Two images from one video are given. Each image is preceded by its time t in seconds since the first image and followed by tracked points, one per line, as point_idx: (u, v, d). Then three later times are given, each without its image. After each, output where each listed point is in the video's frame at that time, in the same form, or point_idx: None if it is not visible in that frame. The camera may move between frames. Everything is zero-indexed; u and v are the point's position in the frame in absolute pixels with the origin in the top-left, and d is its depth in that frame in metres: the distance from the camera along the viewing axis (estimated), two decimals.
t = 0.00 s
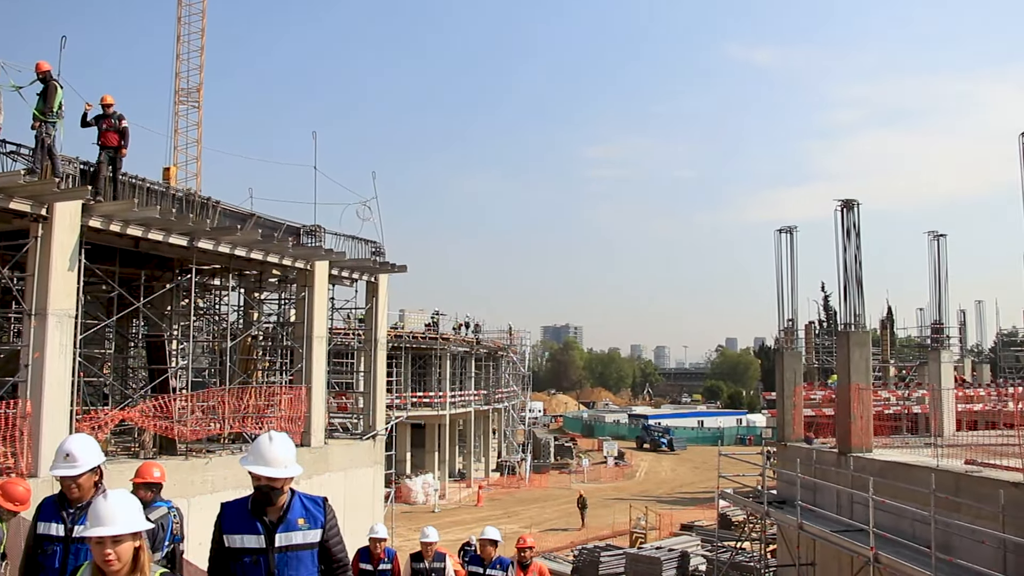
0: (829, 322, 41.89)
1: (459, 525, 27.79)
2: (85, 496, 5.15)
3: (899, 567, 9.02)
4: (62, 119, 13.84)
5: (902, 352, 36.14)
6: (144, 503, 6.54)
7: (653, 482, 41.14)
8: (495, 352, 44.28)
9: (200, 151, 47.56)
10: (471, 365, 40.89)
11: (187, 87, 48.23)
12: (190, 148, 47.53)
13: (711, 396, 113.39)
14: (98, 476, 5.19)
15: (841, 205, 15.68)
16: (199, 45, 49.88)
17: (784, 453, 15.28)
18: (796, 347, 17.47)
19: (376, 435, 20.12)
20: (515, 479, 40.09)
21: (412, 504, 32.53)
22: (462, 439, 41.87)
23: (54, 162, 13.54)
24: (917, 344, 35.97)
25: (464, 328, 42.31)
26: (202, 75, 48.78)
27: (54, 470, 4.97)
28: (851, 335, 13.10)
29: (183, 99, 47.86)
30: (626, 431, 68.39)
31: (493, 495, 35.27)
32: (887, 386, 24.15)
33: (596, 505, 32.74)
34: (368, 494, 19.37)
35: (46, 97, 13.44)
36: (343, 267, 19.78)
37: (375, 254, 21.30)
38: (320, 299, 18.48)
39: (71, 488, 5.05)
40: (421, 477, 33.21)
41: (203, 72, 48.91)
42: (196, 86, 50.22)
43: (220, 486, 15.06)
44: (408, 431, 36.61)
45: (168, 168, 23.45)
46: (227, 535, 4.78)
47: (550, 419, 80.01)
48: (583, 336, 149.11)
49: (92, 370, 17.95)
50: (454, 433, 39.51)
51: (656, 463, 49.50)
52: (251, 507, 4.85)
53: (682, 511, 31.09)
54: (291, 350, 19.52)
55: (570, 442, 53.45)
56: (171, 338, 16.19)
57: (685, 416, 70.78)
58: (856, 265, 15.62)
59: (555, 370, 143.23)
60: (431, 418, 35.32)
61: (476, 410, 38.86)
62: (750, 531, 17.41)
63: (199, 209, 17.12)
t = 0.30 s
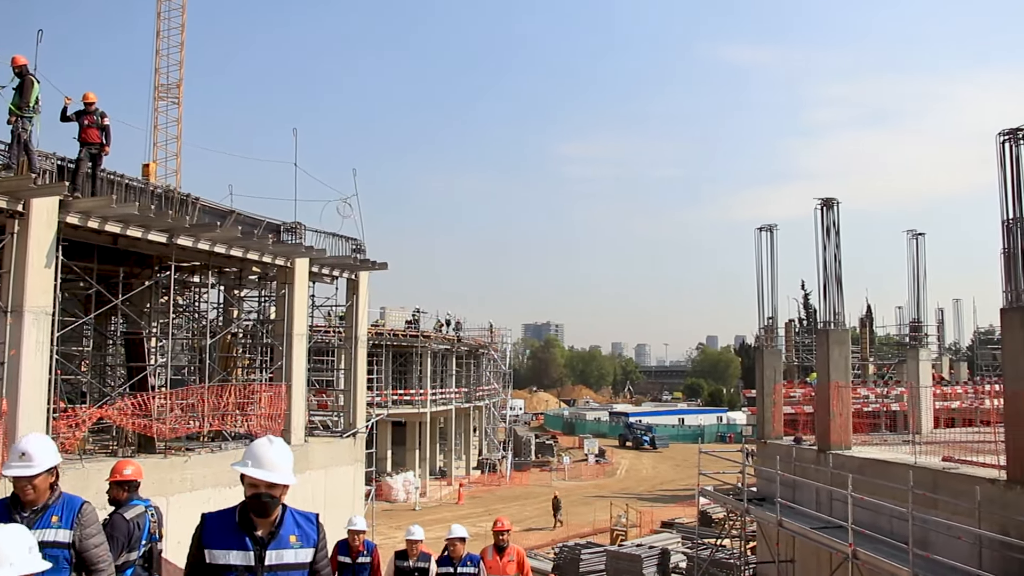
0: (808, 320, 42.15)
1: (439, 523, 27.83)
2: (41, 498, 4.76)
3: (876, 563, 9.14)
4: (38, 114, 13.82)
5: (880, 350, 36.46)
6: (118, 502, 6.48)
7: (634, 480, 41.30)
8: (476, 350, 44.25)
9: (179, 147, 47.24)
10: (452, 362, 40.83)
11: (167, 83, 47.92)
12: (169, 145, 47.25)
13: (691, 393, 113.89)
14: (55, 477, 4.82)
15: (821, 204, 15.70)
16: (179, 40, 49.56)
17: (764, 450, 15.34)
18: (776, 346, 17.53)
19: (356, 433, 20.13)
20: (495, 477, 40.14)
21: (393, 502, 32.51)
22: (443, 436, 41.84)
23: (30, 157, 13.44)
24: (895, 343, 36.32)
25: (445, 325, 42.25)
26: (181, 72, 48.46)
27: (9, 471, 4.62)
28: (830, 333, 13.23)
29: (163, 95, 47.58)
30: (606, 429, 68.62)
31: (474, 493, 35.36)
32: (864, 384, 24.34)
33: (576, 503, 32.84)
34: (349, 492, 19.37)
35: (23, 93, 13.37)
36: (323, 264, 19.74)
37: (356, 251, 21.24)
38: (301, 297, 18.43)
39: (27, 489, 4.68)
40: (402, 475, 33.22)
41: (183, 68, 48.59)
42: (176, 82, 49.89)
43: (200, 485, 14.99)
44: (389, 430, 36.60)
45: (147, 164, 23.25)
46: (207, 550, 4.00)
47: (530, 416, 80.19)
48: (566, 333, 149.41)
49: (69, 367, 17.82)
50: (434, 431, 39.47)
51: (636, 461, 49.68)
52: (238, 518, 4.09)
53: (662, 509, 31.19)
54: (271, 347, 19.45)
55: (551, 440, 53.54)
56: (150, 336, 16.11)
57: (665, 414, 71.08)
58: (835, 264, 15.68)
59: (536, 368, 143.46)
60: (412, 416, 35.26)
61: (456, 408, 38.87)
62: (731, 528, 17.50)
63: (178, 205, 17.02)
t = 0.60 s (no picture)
0: (789, 319, 42.36)
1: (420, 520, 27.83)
2: None
3: (855, 560, 9.19)
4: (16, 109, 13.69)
5: (861, 348, 36.71)
6: (93, 499, 6.41)
7: (616, 478, 41.43)
8: (457, 348, 44.12)
9: (160, 144, 46.85)
10: (433, 360, 40.73)
11: (147, 78, 47.52)
12: (149, 141, 46.84)
13: (672, 391, 114.23)
14: None
15: (801, 203, 15.73)
16: (160, 36, 49.20)
17: (744, 448, 15.44)
18: (756, 344, 17.66)
19: (337, 431, 20.14)
20: (477, 475, 40.15)
21: (374, 500, 32.51)
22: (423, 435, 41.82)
23: (7, 153, 13.34)
24: (875, 341, 36.57)
25: (427, 323, 42.15)
26: (162, 67, 48.09)
27: None
28: (810, 332, 13.35)
29: (143, 91, 47.23)
30: (588, 426, 68.75)
31: (455, 491, 35.37)
32: (844, 382, 24.48)
33: (557, 501, 32.88)
34: (330, 489, 19.33)
35: None
36: (304, 261, 19.68)
37: (337, 248, 21.17)
38: (281, 294, 18.38)
39: None
40: (383, 473, 33.25)
41: (163, 64, 48.22)
42: (156, 78, 49.53)
43: (178, 482, 14.87)
44: (370, 427, 36.52)
45: (128, 161, 23.06)
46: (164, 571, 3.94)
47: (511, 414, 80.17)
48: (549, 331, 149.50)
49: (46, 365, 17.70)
50: (415, 429, 39.43)
51: (618, 459, 49.82)
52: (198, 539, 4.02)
53: (642, 507, 31.29)
54: (251, 345, 19.39)
55: (532, 438, 53.61)
56: (129, 333, 16.03)
57: (646, 412, 71.20)
58: (815, 263, 15.72)
59: (517, 366, 143.39)
60: (392, 414, 35.20)
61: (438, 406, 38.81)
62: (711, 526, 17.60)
63: (157, 202, 16.92)
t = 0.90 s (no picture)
0: (771, 318, 42.53)
1: (401, 519, 27.82)
2: None
3: (835, 558, 9.24)
4: None
5: (842, 348, 36.95)
6: (69, 499, 6.38)
7: (597, 476, 41.50)
8: (439, 347, 43.99)
9: (141, 140, 46.52)
10: (415, 359, 40.61)
11: (127, 74, 47.16)
12: (130, 138, 46.52)
13: (654, 390, 114.45)
14: None
15: (782, 204, 15.76)
16: (141, 31, 48.82)
17: (725, 447, 15.50)
18: (738, 343, 17.71)
19: (318, 429, 20.09)
20: (458, 473, 40.08)
21: (355, 499, 32.48)
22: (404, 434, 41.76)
23: None
24: (855, 341, 36.80)
25: (408, 321, 42.04)
26: (143, 63, 47.72)
27: None
28: (791, 331, 13.43)
29: (123, 87, 46.89)
30: (569, 425, 68.79)
31: (436, 489, 35.35)
32: (823, 382, 24.63)
33: (539, 499, 32.91)
34: (310, 488, 19.29)
35: None
36: (285, 259, 19.60)
37: (318, 246, 21.10)
38: (262, 291, 18.31)
39: None
40: (364, 471, 33.27)
41: (144, 60, 47.89)
42: (137, 74, 49.17)
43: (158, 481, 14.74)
44: (351, 426, 36.45)
45: (107, 157, 22.88)
46: None
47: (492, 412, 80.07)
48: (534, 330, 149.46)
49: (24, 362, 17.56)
50: (397, 428, 39.35)
51: (600, 457, 49.88)
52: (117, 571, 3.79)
53: (624, 505, 31.33)
54: (232, 343, 19.30)
55: (514, 436, 53.59)
56: (108, 331, 15.93)
57: (627, 411, 71.25)
58: (797, 263, 15.77)
59: (499, 364, 143.23)
60: (374, 412, 35.12)
61: (419, 405, 38.77)
62: (691, 525, 17.72)
63: (138, 198, 16.81)
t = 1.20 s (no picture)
0: (752, 318, 42.70)
1: (381, 517, 27.79)
2: None
3: (815, 557, 9.29)
4: None
5: (822, 348, 37.18)
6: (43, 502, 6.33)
7: (579, 476, 41.55)
8: (420, 345, 43.84)
9: (121, 137, 46.22)
10: (395, 357, 40.48)
11: (108, 70, 46.87)
12: (111, 134, 46.25)
13: (636, 389, 114.53)
14: None
15: (764, 204, 15.82)
16: (122, 26, 48.52)
17: (706, 446, 15.55)
18: (718, 343, 17.78)
19: (298, 428, 20.01)
20: (440, 473, 40.04)
21: (335, 498, 32.45)
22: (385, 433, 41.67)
23: None
24: (836, 341, 37.02)
25: (390, 320, 41.92)
26: (124, 59, 47.41)
27: None
28: (772, 331, 13.52)
29: (104, 83, 46.58)
30: (551, 424, 68.78)
31: (418, 488, 35.27)
32: (803, 381, 24.76)
33: (520, 499, 32.93)
34: (290, 487, 19.25)
35: None
36: (266, 257, 19.52)
37: (300, 244, 21.03)
38: (242, 289, 18.24)
39: None
40: (345, 470, 33.21)
41: (125, 56, 47.58)
42: (117, 71, 48.85)
43: (138, 480, 14.62)
44: (332, 425, 36.37)
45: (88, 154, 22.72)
46: None
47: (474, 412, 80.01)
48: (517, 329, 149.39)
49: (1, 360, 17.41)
50: (378, 426, 39.25)
51: (581, 456, 49.92)
52: None
53: (605, 505, 31.36)
54: (212, 341, 19.20)
55: (496, 435, 53.55)
56: (87, 328, 15.83)
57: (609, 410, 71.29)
58: (778, 263, 15.83)
59: (482, 362, 143.00)
60: (355, 411, 35.00)
61: (400, 403, 38.74)
62: (671, 524, 17.81)
63: (117, 195, 16.69)
